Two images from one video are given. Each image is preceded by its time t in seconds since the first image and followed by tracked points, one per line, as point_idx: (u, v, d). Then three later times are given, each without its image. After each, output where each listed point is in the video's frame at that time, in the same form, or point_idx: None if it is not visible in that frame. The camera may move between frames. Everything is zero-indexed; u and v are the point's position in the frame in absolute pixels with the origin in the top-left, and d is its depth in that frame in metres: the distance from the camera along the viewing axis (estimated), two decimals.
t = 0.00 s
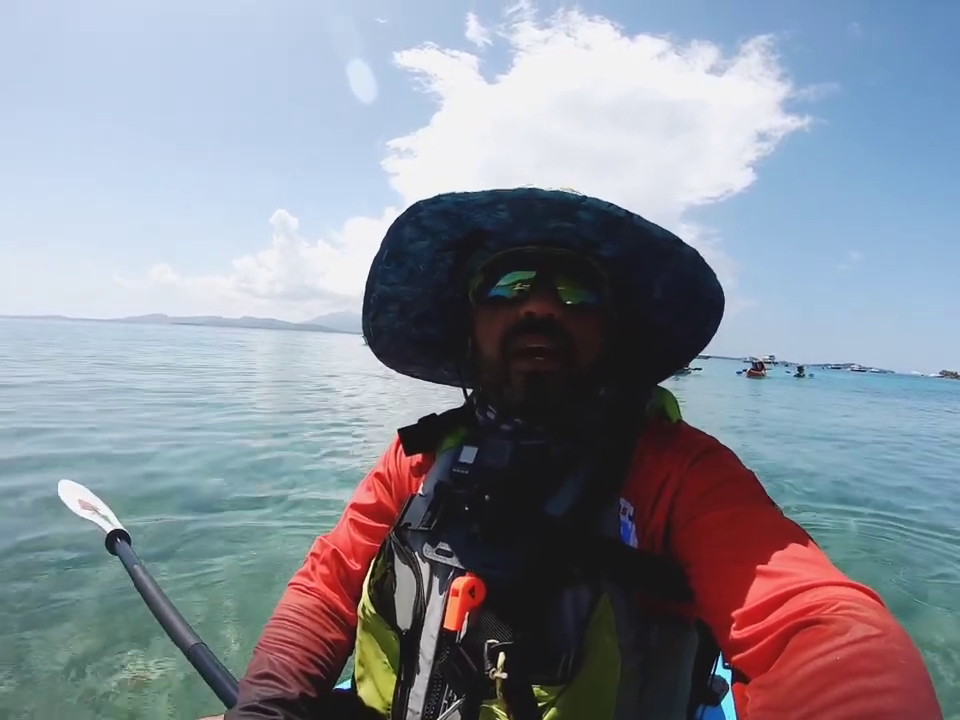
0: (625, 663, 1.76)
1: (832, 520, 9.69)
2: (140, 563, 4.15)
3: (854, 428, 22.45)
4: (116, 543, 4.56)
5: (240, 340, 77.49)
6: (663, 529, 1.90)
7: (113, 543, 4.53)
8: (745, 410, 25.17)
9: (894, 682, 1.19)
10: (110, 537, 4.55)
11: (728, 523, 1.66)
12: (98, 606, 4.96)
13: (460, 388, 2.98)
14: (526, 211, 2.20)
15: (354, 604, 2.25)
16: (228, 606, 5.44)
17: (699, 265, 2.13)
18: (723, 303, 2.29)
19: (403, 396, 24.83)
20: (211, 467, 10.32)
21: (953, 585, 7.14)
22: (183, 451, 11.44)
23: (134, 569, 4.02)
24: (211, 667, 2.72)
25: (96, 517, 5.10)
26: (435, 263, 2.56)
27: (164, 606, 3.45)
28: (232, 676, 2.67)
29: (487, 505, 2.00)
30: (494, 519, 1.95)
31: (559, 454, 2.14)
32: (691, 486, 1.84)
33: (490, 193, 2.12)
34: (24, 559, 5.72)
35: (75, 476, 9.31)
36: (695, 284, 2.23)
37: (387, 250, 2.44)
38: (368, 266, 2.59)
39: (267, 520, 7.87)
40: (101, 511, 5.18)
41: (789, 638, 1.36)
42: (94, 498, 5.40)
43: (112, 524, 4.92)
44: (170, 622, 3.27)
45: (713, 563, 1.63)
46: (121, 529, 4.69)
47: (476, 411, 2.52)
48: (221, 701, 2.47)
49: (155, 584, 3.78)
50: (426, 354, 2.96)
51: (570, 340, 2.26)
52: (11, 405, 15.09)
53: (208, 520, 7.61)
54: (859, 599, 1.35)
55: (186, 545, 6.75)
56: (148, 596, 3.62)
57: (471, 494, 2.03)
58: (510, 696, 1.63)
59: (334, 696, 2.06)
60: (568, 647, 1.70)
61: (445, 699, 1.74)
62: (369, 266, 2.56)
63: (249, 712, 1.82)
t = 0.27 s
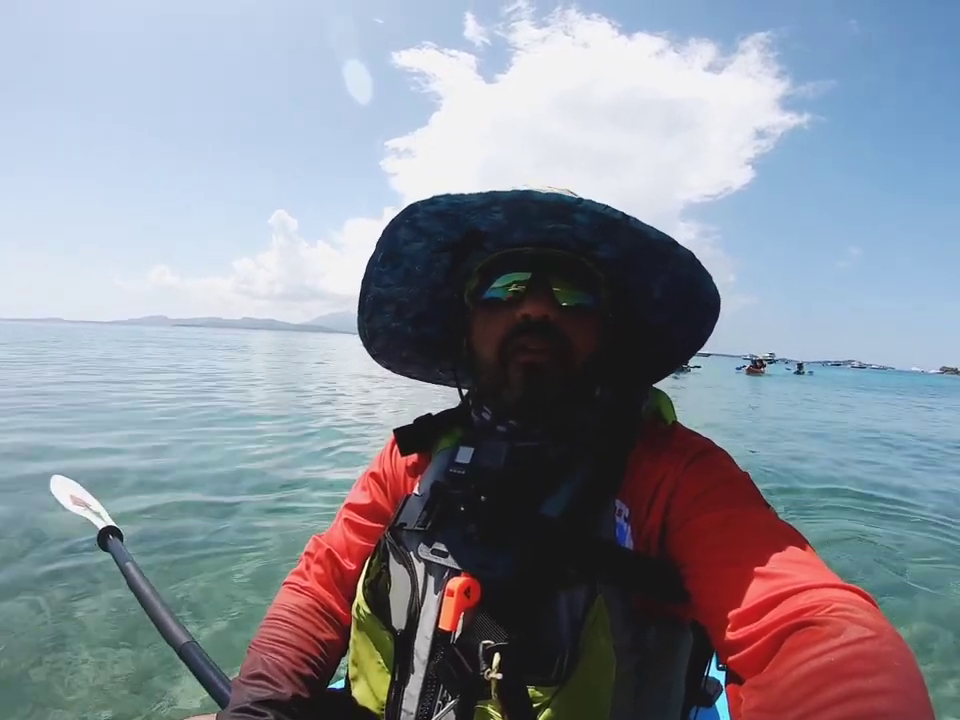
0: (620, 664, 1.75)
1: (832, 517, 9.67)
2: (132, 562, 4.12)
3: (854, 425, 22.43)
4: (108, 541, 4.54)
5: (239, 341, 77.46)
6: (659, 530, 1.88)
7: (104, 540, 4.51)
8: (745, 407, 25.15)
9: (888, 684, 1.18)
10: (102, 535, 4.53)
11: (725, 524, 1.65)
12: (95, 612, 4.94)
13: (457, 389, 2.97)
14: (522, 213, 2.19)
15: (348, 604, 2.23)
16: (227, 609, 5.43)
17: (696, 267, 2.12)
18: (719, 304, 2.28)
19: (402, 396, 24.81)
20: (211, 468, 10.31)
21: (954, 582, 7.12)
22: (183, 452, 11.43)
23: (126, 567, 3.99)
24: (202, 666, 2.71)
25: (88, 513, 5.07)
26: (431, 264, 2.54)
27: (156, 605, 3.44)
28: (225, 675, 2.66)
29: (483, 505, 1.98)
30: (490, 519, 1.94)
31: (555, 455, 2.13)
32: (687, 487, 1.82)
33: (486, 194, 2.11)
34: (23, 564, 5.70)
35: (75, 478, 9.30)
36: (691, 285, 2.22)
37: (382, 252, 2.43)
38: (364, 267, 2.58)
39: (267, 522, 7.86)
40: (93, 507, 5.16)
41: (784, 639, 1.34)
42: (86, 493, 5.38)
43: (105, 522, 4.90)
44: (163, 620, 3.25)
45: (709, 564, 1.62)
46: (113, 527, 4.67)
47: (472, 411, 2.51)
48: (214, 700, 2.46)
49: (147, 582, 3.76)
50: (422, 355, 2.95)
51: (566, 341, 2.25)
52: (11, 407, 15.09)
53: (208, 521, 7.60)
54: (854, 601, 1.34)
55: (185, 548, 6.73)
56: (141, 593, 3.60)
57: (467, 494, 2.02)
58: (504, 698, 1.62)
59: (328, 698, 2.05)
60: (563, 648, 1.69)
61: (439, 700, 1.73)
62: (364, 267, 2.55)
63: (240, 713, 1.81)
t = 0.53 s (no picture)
0: (616, 664, 1.75)
1: (832, 514, 9.66)
2: (130, 564, 4.13)
3: (854, 422, 22.42)
4: (106, 543, 4.55)
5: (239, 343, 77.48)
6: (654, 530, 1.89)
7: (102, 543, 4.52)
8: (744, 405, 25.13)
9: (884, 684, 1.17)
10: (100, 538, 4.54)
11: (721, 525, 1.65)
12: (93, 613, 4.94)
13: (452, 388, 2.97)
14: (518, 214, 2.19)
15: (345, 605, 2.24)
16: (227, 609, 5.43)
17: (692, 268, 2.12)
18: (715, 305, 2.28)
19: (402, 396, 24.80)
20: (210, 470, 10.32)
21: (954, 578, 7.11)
22: (182, 454, 11.44)
23: (124, 569, 4.00)
24: (199, 666, 2.71)
25: (86, 515, 5.08)
26: (427, 264, 2.54)
27: (153, 606, 3.45)
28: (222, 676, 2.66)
29: (478, 506, 1.98)
30: (485, 521, 1.94)
31: (550, 456, 2.13)
32: (683, 488, 1.82)
33: (482, 195, 2.11)
34: (22, 565, 5.72)
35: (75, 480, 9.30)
36: (686, 286, 2.22)
37: (378, 252, 2.43)
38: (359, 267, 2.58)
39: (267, 523, 7.86)
40: (91, 510, 5.17)
41: (781, 639, 1.34)
42: (84, 497, 5.39)
43: (103, 524, 4.90)
44: (160, 622, 3.26)
45: (704, 564, 1.62)
46: (111, 530, 4.68)
47: (467, 412, 2.50)
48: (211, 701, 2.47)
49: (145, 585, 3.76)
50: (418, 355, 2.95)
51: (562, 342, 2.25)
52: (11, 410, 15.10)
53: (207, 522, 7.60)
54: (850, 601, 1.34)
55: (185, 548, 6.74)
56: (138, 595, 3.61)
57: (463, 495, 2.02)
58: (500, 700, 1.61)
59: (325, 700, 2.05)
60: (559, 650, 1.69)
61: (435, 701, 1.73)
62: (360, 267, 2.55)
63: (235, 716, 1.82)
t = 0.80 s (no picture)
0: (610, 657, 1.76)
1: (830, 511, 9.66)
2: (129, 564, 4.15)
3: (854, 419, 22.38)
4: (105, 544, 4.56)
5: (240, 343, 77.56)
6: (648, 525, 1.89)
7: (101, 544, 4.54)
8: (745, 403, 25.08)
9: (878, 678, 1.18)
10: (99, 539, 4.56)
11: (715, 519, 1.65)
12: (93, 615, 4.96)
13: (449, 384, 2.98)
14: (514, 210, 2.20)
15: (340, 601, 2.24)
16: (228, 608, 5.46)
17: (687, 264, 2.13)
18: (710, 301, 2.29)
19: (403, 396, 24.82)
20: (211, 470, 10.35)
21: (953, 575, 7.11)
22: (182, 454, 11.47)
23: (123, 569, 4.02)
24: (196, 663, 2.72)
25: (86, 519, 5.09)
26: (422, 260, 2.55)
27: (151, 605, 3.46)
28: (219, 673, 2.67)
29: (473, 500, 1.98)
30: (480, 515, 1.94)
31: (545, 451, 2.13)
32: (678, 482, 1.82)
33: (477, 191, 2.11)
34: (23, 568, 5.73)
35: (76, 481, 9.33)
36: (681, 282, 2.22)
37: (374, 248, 2.44)
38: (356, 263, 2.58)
39: (268, 522, 7.90)
40: (91, 513, 5.17)
41: (775, 633, 1.34)
42: (84, 499, 5.40)
43: (103, 526, 4.91)
44: (158, 620, 3.27)
45: (698, 558, 1.62)
46: (110, 531, 4.69)
47: (463, 408, 2.50)
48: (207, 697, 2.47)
49: (143, 584, 3.78)
50: (414, 351, 2.95)
51: (557, 337, 2.25)
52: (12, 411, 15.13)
53: (207, 522, 7.62)
54: (844, 595, 1.34)
55: (186, 548, 6.77)
56: (137, 594, 3.62)
57: (458, 490, 2.02)
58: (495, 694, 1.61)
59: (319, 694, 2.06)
60: (554, 643, 1.69)
61: (430, 694, 1.73)
62: (357, 263, 2.56)
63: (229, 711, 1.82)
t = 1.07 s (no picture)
0: (611, 659, 1.76)
1: (834, 511, 9.60)
2: (131, 570, 4.17)
3: (860, 419, 22.25)
4: (107, 550, 4.59)
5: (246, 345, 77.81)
6: (649, 526, 1.89)
7: (102, 550, 4.56)
8: (749, 403, 24.98)
9: (881, 676, 1.18)
10: (101, 545, 4.58)
11: (714, 520, 1.66)
12: (95, 612, 4.97)
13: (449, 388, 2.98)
14: (509, 212, 2.21)
15: (342, 606, 2.26)
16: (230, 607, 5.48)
17: (681, 263, 2.14)
18: (706, 300, 2.29)
19: (406, 397, 24.84)
20: (214, 470, 10.41)
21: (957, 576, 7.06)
22: (186, 455, 11.52)
23: (125, 575, 4.04)
24: (197, 668, 2.74)
25: (87, 525, 5.11)
26: (420, 264, 2.56)
27: (152, 611, 3.48)
28: (221, 679, 2.69)
29: (473, 503, 2.00)
30: (480, 518, 1.95)
31: (544, 454, 2.14)
32: (676, 484, 1.83)
33: (473, 194, 2.13)
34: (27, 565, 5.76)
35: (80, 483, 9.37)
36: (677, 281, 2.23)
37: (372, 253, 2.46)
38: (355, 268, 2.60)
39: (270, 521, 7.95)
40: (92, 519, 5.19)
41: (777, 633, 1.34)
42: (86, 506, 5.42)
43: (103, 533, 4.92)
44: (159, 626, 3.29)
45: (698, 560, 1.63)
46: (111, 537, 4.72)
47: (463, 412, 2.51)
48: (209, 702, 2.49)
49: (144, 591, 3.80)
50: (414, 355, 2.97)
51: (555, 340, 2.26)
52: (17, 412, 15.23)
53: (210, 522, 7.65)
54: (846, 594, 1.34)
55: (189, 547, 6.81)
56: (138, 601, 3.64)
57: (458, 494, 2.03)
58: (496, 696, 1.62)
59: (320, 699, 2.07)
60: (554, 645, 1.70)
61: (433, 698, 1.74)
62: (355, 268, 2.58)
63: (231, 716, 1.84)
